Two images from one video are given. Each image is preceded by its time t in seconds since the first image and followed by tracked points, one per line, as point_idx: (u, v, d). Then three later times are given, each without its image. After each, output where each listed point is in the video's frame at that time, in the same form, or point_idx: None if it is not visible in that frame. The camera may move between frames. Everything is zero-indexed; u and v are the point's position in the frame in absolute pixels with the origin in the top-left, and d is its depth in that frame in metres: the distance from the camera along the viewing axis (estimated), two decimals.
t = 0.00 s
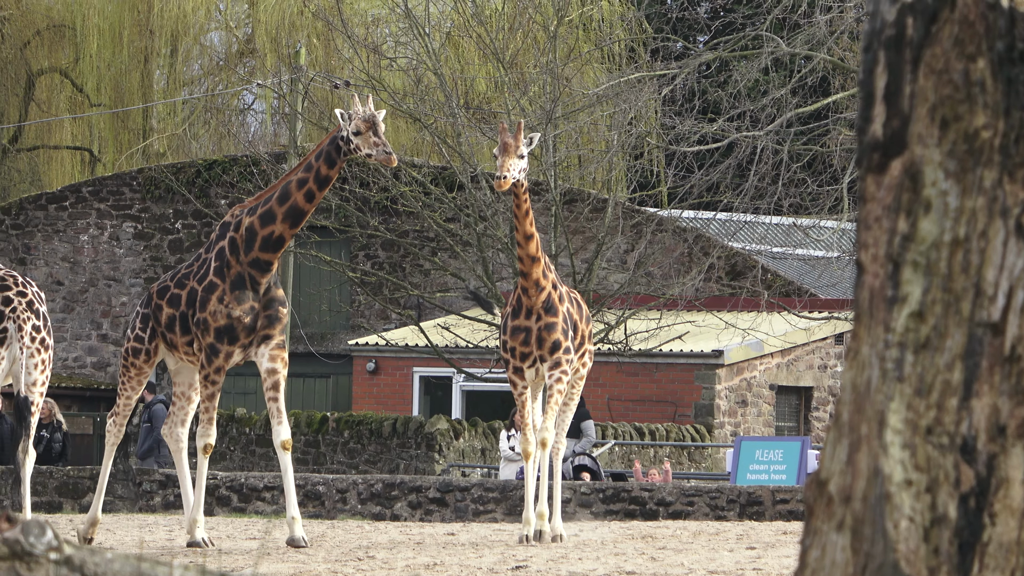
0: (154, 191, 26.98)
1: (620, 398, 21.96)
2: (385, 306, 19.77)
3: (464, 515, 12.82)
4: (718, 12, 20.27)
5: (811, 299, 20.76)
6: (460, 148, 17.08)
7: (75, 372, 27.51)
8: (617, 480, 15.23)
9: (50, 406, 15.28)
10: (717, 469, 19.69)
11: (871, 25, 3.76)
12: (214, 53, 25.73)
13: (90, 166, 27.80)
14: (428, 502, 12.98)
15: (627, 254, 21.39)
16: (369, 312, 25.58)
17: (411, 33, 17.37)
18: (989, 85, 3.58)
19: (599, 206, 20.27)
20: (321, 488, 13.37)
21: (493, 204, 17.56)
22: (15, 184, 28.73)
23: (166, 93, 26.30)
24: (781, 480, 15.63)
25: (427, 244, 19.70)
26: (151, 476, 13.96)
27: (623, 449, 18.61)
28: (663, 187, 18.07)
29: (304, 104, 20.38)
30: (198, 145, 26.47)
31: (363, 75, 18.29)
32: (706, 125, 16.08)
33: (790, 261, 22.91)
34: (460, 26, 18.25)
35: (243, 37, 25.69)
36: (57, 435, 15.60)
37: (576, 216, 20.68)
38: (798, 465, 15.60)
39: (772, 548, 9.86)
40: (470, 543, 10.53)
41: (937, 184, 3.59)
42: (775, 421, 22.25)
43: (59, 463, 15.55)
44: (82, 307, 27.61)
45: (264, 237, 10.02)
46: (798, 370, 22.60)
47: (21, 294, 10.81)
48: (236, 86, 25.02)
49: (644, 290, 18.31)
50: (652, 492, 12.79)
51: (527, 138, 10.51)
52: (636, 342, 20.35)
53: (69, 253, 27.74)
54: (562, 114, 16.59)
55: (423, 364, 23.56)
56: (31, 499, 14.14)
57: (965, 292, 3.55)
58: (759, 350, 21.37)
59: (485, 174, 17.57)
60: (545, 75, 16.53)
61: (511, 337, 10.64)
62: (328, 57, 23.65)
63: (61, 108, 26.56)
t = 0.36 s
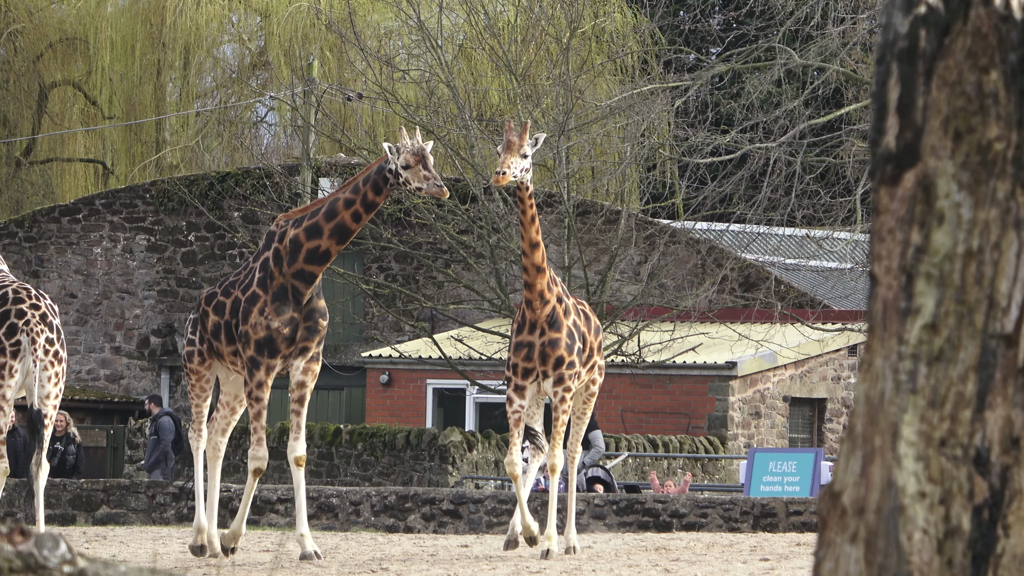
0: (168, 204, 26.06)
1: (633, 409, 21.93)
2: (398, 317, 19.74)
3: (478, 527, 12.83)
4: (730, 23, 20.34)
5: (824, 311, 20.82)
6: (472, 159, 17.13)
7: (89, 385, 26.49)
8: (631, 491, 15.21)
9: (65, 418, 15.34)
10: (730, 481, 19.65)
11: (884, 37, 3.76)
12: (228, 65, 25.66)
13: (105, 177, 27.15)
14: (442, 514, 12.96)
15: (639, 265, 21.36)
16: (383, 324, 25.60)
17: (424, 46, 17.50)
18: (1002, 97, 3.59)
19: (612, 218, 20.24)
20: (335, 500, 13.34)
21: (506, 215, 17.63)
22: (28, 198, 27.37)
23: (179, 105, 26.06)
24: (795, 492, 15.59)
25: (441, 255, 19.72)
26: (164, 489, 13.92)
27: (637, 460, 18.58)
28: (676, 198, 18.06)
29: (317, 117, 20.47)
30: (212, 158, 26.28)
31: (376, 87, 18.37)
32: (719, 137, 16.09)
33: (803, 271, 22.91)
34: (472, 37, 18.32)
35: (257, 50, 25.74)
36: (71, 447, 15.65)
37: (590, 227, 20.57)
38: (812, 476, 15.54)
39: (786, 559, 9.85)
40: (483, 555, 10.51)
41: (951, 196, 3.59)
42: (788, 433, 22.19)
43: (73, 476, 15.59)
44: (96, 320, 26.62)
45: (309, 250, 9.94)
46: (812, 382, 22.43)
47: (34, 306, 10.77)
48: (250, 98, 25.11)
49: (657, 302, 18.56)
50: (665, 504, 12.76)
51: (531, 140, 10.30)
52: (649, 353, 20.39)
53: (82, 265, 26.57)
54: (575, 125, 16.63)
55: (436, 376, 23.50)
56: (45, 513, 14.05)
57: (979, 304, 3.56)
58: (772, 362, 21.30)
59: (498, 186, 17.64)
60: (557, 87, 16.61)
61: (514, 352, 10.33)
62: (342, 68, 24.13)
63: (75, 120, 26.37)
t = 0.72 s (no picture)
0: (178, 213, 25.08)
1: (643, 418, 21.89)
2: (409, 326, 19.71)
3: (489, 535, 12.85)
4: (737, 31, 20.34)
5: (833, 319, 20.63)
6: (483, 167, 17.15)
7: (99, 396, 25.58)
8: (641, 500, 15.21)
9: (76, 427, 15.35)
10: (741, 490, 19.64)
11: (894, 45, 3.72)
12: (238, 73, 24.95)
13: (115, 188, 26.39)
14: (452, 523, 12.98)
15: (650, 275, 21.28)
16: (392, 333, 25.65)
17: (435, 54, 17.55)
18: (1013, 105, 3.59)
19: (623, 226, 20.17)
20: (344, 508, 13.31)
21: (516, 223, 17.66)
22: (37, 207, 26.59)
23: (190, 113, 25.29)
24: (805, 500, 15.60)
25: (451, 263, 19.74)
26: (174, 497, 13.78)
27: (647, 469, 18.56)
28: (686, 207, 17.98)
29: (328, 126, 20.47)
30: (223, 166, 25.48)
31: (387, 95, 18.36)
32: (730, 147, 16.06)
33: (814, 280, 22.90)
34: (483, 48, 18.47)
35: (268, 59, 24.97)
36: (82, 456, 15.64)
37: (600, 237, 20.44)
38: (822, 485, 15.58)
39: (796, 568, 9.86)
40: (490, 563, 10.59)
41: (961, 204, 3.58)
42: (798, 442, 22.18)
43: (85, 484, 15.58)
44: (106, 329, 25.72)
45: (335, 257, 9.89)
46: (822, 391, 22.47)
47: (45, 315, 10.38)
48: (260, 105, 24.42)
49: (667, 311, 18.53)
50: (675, 512, 12.74)
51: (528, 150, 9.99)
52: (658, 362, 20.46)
53: (93, 274, 25.85)
54: (585, 134, 16.59)
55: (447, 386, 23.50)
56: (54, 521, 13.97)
57: (989, 312, 3.56)
58: (782, 370, 21.14)
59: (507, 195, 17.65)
60: (567, 95, 16.63)
61: (506, 359, 9.91)
62: (352, 77, 23.83)
63: (86, 129, 25.47)
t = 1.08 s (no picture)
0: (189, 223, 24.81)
1: (654, 426, 21.89)
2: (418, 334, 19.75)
3: (499, 544, 12.95)
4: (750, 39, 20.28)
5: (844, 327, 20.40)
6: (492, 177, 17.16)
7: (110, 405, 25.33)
8: (652, 508, 15.20)
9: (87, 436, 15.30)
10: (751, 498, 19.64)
11: (904, 54, 3.70)
12: (248, 82, 24.68)
13: (123, 199, 25.98)
14: (463, 531, 13.01)
15: (661, 282, 21.23)
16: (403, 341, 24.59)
17: (445, 63, 17.48)
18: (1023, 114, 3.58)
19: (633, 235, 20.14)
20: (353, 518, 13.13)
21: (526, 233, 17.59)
22: (47, 216, 26.01)
23: (201, 123, 25.03)
24: (816, 509, 15.46)
25: (461, 273, 19.67)
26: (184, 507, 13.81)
27: (658, 477, 18.47)
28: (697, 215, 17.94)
29: (339, 135, 20.36)
30: (233, 175, 24.97)
31: (396, 104, 18.23)
32: (740, 154, 16.12)
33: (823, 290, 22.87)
34: (493, 55, 18.35)
35: (278, 67, 24.59)
36: (93, 465, 15.60)
37: (610, 246, 20.33)
38: (833, 494, 15.39)
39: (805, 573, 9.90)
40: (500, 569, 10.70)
41: (971, 213, 3.59)
42: (808, 450, 22.02)
43: (97, 494, 15.53)
44: (117, 338, 25.38)
45: (369, 279, 9.60)
46: (832, 400, 22.31)
47: (55, 324, 10.26)
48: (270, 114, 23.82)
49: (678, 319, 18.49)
50: (686, 521, 12.73)
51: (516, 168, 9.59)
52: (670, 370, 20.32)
53: (103, 283, 25.43)
54: (596, 144, 16.54)
55: (457, 395, 23.51)
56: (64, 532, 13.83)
57: (1000, 321, 3.55)
58: (794, 378, 21.28)
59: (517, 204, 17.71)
60: (578, 104, 16.55)
61: (505, 375, 9.87)
62: (363, 86, 23.41)
63: (97, 138, 25.15)
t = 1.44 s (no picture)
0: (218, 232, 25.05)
1: (655, 423, 22.19)
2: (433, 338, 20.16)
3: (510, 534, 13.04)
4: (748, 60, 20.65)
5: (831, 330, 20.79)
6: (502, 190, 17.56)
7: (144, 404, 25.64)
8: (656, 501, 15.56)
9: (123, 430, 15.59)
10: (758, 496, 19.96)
11: (889, 73, 3.95)
12: (274, 100, 24.78)
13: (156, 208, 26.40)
14: (475, 521, 13.26)
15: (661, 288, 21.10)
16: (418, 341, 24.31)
17: (458, 82, 17.86)
18: (1001, 129, 3.79)
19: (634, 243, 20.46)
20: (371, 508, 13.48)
21: (534, 241, 17.93)
22: (84, 226, 26.37)
23: (230, 138, 25.15)
24: (806, 501, 15.67)
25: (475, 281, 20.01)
26: (214, 497, 14.24)
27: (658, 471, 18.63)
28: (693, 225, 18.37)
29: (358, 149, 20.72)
30: (258, 188, 25.46)
31: (412, 120, 18.62)
32: (734, 167, 16.33)
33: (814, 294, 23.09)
34: (504, 75, 18.70)
35: (302, 85, 24.61)
36: (129, 459, 15.88)
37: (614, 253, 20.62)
38: (822, 486, 15.58)
39: (800, 564, 10.26)
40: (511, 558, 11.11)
41: (952, 222, 3.81)
42: (799, 446, 22.04)
43: (132, 486, 15.80)
44: (151, 339, 25.71)
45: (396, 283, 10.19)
46: (822, 398, 22.34)
47: (92, 327, 10.08)
48: (293, 130, 24.20)
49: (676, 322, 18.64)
50: (684, 511, 13.29)
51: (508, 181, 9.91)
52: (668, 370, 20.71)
53: (137, 288, 25.69)
54: (601, 156, 16.89)
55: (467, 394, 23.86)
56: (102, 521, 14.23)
57: (979, 323, 3.78)
58: (785, 378, 21.35)
59: (527, 214, 18.06)
60: (583, 121, 16.87)
61: (506, 375, 10.03)
62: (381, 104, 23.62)
63: (131, 153, 25.62)
